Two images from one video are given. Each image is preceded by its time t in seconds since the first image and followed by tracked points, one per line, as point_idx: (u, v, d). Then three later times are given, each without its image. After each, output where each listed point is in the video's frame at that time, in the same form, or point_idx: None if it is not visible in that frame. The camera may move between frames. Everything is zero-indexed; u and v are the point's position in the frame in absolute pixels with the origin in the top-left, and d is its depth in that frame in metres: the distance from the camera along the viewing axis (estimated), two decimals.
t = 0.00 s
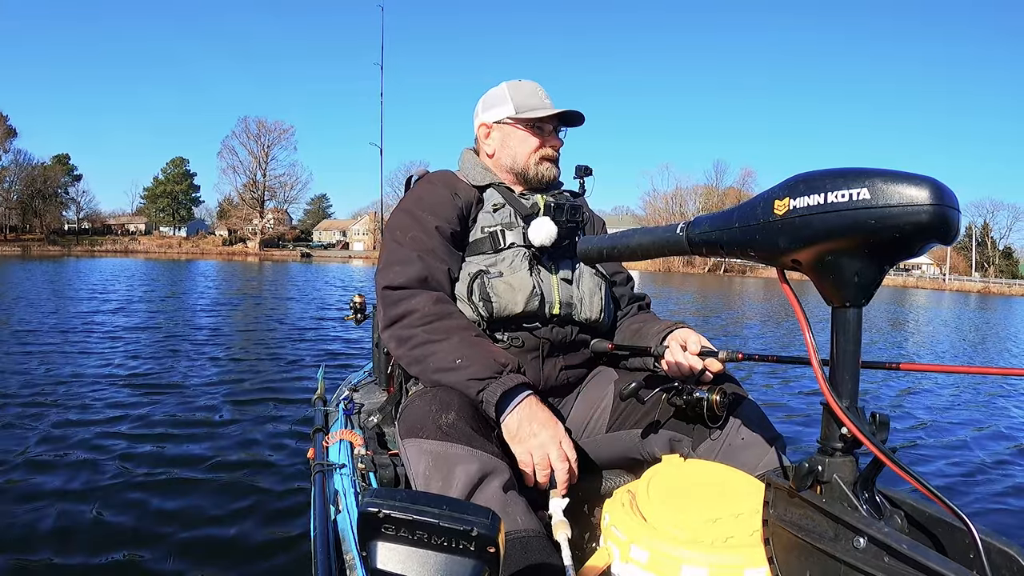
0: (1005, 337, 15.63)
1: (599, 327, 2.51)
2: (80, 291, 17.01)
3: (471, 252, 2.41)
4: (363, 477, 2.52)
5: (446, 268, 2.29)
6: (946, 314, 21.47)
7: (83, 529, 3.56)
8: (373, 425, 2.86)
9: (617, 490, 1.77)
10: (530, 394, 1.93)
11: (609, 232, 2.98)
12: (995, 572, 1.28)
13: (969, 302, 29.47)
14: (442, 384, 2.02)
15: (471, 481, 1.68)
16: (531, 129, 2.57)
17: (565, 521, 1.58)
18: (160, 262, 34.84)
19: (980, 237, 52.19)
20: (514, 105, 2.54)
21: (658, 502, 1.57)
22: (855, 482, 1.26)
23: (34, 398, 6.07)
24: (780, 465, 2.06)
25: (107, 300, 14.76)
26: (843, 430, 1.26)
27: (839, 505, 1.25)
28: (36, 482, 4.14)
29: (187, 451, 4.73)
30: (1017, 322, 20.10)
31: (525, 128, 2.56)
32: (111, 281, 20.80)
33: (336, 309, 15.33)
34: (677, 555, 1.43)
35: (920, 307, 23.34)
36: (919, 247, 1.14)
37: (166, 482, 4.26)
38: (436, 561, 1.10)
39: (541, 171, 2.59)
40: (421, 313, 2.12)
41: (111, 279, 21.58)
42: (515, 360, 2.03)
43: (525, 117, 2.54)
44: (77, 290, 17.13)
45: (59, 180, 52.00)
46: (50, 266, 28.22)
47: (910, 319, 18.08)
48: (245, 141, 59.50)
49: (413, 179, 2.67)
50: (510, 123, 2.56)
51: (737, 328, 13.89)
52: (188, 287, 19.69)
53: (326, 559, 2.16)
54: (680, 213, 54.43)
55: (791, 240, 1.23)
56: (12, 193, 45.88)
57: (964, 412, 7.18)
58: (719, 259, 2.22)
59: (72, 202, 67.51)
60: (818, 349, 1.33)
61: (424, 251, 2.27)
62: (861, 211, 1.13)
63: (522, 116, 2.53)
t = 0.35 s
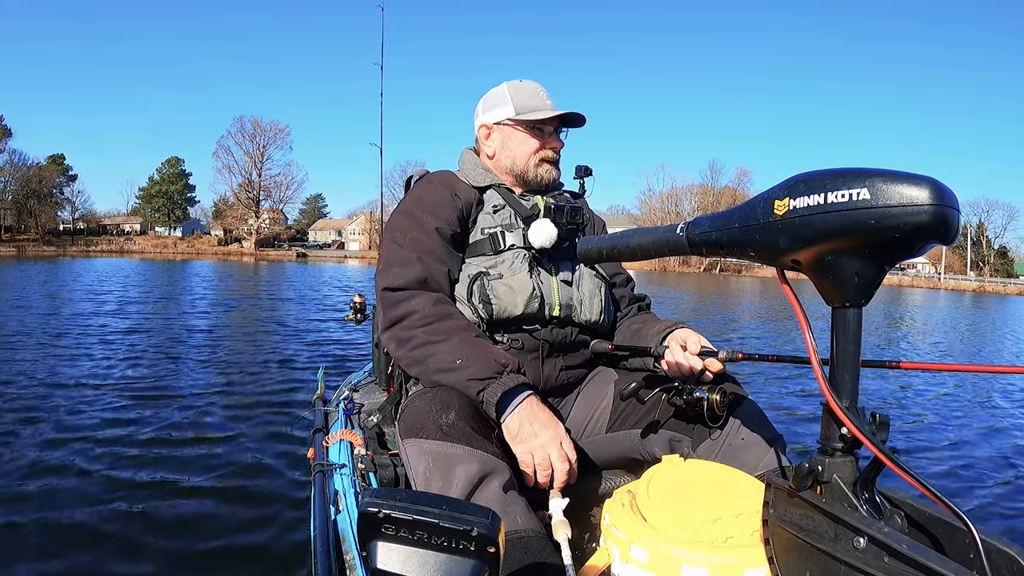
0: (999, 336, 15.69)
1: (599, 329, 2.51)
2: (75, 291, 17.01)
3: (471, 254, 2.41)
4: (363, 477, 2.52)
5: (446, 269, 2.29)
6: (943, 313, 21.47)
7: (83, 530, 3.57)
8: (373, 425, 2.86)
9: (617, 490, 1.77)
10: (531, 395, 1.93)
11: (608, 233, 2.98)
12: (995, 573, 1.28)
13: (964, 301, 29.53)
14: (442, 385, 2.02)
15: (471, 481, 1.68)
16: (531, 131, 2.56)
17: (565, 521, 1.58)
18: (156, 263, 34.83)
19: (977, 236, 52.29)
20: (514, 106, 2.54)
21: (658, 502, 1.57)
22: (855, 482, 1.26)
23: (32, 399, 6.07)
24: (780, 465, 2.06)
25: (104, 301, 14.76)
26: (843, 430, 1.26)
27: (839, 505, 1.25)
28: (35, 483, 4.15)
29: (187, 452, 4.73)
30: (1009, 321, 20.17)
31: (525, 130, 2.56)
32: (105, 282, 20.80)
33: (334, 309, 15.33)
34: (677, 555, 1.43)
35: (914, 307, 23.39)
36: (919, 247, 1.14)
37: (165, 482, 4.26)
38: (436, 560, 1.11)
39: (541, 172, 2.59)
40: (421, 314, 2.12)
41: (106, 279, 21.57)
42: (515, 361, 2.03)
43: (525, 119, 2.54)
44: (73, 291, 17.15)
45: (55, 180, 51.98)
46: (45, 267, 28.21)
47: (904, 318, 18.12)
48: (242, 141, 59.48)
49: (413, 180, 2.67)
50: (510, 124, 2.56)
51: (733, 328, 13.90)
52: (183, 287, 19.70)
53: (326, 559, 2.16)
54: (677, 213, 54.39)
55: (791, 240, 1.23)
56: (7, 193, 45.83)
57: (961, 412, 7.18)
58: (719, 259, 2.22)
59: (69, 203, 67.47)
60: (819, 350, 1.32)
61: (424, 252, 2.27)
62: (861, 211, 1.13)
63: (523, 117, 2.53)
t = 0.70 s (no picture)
0: (993, 334, 15.73)
1: (600, 328, 2.51)
2: (71, 291, 17.03)
3: (471, 252, 2.41)
4: (363, 477, 2.52)
5: (446, 268, 2.30)
6: (937, 312, 21.48)
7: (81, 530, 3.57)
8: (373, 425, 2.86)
9: (617, 490, 1.77)
10: (531, 395, 1.93)
11: (608, 232, 2.99)
12: (995, 573, 1.28)
13: (959, 301, 29.58)
14: (442, 385, 2.02)
15: (471, 481, 1.68)
16: (533, 131, 2.56)
17: (565, 521, 1.58)
18: (152, 262, 34.86)
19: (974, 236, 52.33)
20: (515, 106, 2.54)
21: (658, 502, 1.57)
22: (855, 482, 1.26)
23: (29, 399, 6.07)
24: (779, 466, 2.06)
25: (99, 300, 14.75)
26: (843, 430, 1.25)
27: (839, 505, 1.25)
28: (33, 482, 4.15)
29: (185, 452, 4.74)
30: (1004, 320, 20.22)
31: (526, 130, 2.56)
32: (99, 282, 20.79)
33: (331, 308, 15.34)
34: (677, 555, 1.43)
35: (909, 306, 23.42)
36: (919, 247, 1.14)
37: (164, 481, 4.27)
38: (436, 561, 1.11)
39: (542, 172, 2.59)
40: (422, 313, 2.12)
41: (101, 279, 21.57)
42: (516, 361, 2.03)
43: (528, 119, 2.54)
44: (68, 291, 17.15)
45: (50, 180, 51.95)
46: (40, 266, 28.25)
47: (899, 317, 18.15)
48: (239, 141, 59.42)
49: (413, 179, 2.67)
50: (511, 124, 2.56)
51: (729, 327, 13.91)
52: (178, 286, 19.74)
53: (326, 559, 2.16)
54: (674, 213, 54.38)
55: (791, 240, 1.23)
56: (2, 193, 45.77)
57: (957, 411, 7.20)
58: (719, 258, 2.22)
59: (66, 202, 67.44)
60: (819, 350, 1.32)
61: (424, 251, 2.27)
62: (862, 211, 1.12)
63: (526, 117, 2.53)
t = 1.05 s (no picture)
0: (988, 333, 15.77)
1: (600, 327, 2.51)
2: (67, 291, 17.02)
3: (471, 252, 2.41)
4: (363, 477, 2.53)
5: (446, 267, 2.30)
6: (932, 310, 21.49)
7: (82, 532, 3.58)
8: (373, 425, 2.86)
9: (617, 490, 1.77)
10: (531, 395, 1.93)
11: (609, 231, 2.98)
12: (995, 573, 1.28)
13: (955, 300, 29.58)
14: (442, 385, 2.02)
15: (471, 481, 1.68)
16: (531, 130, 2.57)
17: (565, 521, 1.58)
18: (147, 262, 34.82)
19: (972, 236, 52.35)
20: (513, 105, 2.54)
21: (658, 502, 1.57)
22: (855, 482, 1.26)
23: (27, 401, 6.07)
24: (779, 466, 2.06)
25: (95, 301, 14.75)
26: (843, 430, 1.25)
27: (839, 505, 1.24)
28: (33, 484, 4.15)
29: (185, 453, 4.74)
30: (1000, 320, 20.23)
31: (525, 129, 2.56)
32: (92, 282, 20.76)
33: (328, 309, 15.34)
34: (677, 555, 1.43)
35: (906, 305, 23.43)
36: (919, 247, 1.14)
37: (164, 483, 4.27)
38: (436, 561, 1.11)
39: (541, 171, 2.59)
40: (422, 313, 2.12)
41: (94, 279, 21.53)
42: (516, 361, 2.03)
43: (525, 118, 2.54)
44: (62, 291, 17.14)
45: (43, 180, 52.11)
46: (34, 266, 28.22)
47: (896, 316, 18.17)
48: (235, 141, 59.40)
49: (412, 179, 2.66)
50: (510, 123, 2.56)
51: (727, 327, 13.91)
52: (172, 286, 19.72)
53: (326, 559, 2.16)
54: (671, 212, 54.37)
55: (791, 240, 1.23)
56: None
57: (954, 410, 7.21)
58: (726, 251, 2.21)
59: (62, 202, 67.34)
60: (819, 349, 1.33)
61: (424, 250, 2.27)
62: (861, 211, 1.12)
63: (524, 116, 2.53)
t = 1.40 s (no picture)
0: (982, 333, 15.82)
1: (599, 328, 2.51)
2: (61, 292, 17.00)
3: (471, 252, 2.41)
4: (363, 477, 2.53)
5: (446, 267, 2.29)
6: (926, 311, 21.54)
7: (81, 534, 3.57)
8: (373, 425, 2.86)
9: (617, 490, 1.77)
10: (531, 395, 1.93)
11: (608, 232, 2.99)
12: (995, 573, 1.28)
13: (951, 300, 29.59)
14: (442, 385, 2.02)
15: (471, 481, 1.68)
16: (525, 129, 2.57)
17: (565, 522, 1.58)
18: (142, 262, 34.80)
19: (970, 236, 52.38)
20: (509, 103, 2.55)
21: (658, 502, 1.57)
22: (855, 482, 1.26)
23: (26, 402, 6.07)
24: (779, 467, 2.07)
25: (90, 302, 14.73)
26: (843, 430, 1.25)
27: (839, 505, 1.24)
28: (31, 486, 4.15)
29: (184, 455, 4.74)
30: (995, 319, 20.26)
31: (519, 127, 2.57)
32: (85, 282, 20.72)
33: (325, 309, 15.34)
34: (677, 555, 1.43)
35: (902, 305, 23.43)
36: (919, 247, 1.14)
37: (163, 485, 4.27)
38: (436, 561, 1.11)
39: (532, 170, 2.58)
40: (422, 313, 2.12)
41: (88, 279, 21.48)
42: (516, 361, 2.03)
43: (517, 116, 2.54)
44: (56, 292, 17.12)
45: (37, 180, 51.92)
46: (28, 266, 28.19)
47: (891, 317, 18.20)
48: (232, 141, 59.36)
49: (412, 179, 2.66)
50: (505, 121, 2.57)
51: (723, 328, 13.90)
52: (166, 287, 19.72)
53: (326, 559, 2.16)
54: (668, 212, 54.31)
55: (791, 240, 1.23)
56: None
57: (950, 410, 7.23)
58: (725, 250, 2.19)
59: (58, 202, 67.25)
60: (819, 349, 1.33)
61: (424, 250, 2.27)
62: (861, 211, 1.13)
63: (516, 114, 2.54)
